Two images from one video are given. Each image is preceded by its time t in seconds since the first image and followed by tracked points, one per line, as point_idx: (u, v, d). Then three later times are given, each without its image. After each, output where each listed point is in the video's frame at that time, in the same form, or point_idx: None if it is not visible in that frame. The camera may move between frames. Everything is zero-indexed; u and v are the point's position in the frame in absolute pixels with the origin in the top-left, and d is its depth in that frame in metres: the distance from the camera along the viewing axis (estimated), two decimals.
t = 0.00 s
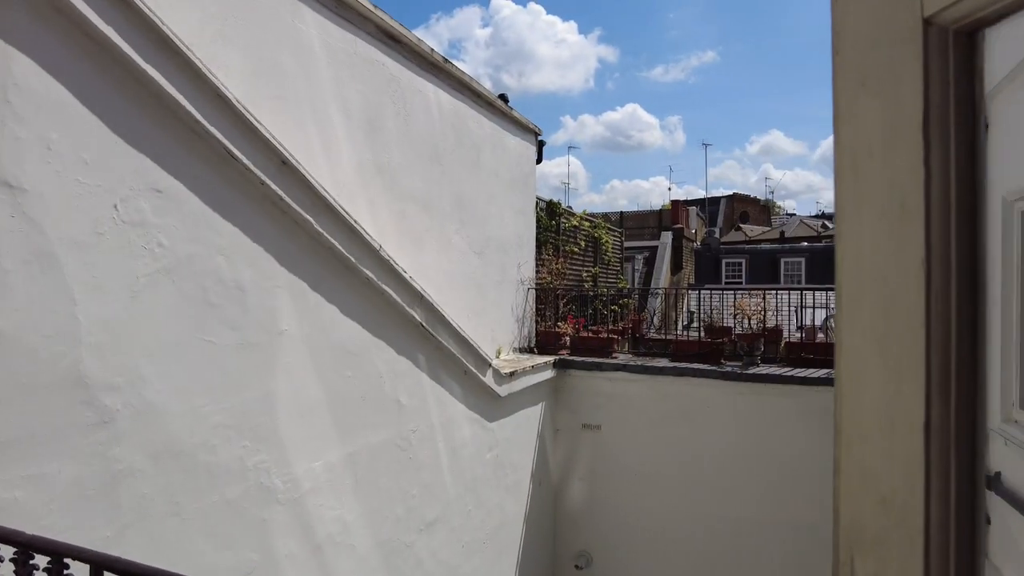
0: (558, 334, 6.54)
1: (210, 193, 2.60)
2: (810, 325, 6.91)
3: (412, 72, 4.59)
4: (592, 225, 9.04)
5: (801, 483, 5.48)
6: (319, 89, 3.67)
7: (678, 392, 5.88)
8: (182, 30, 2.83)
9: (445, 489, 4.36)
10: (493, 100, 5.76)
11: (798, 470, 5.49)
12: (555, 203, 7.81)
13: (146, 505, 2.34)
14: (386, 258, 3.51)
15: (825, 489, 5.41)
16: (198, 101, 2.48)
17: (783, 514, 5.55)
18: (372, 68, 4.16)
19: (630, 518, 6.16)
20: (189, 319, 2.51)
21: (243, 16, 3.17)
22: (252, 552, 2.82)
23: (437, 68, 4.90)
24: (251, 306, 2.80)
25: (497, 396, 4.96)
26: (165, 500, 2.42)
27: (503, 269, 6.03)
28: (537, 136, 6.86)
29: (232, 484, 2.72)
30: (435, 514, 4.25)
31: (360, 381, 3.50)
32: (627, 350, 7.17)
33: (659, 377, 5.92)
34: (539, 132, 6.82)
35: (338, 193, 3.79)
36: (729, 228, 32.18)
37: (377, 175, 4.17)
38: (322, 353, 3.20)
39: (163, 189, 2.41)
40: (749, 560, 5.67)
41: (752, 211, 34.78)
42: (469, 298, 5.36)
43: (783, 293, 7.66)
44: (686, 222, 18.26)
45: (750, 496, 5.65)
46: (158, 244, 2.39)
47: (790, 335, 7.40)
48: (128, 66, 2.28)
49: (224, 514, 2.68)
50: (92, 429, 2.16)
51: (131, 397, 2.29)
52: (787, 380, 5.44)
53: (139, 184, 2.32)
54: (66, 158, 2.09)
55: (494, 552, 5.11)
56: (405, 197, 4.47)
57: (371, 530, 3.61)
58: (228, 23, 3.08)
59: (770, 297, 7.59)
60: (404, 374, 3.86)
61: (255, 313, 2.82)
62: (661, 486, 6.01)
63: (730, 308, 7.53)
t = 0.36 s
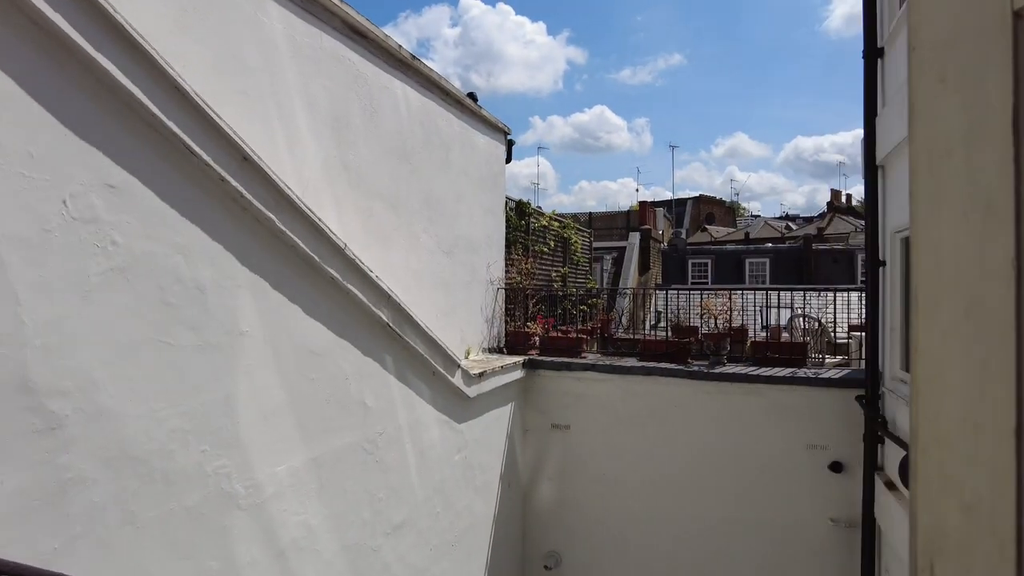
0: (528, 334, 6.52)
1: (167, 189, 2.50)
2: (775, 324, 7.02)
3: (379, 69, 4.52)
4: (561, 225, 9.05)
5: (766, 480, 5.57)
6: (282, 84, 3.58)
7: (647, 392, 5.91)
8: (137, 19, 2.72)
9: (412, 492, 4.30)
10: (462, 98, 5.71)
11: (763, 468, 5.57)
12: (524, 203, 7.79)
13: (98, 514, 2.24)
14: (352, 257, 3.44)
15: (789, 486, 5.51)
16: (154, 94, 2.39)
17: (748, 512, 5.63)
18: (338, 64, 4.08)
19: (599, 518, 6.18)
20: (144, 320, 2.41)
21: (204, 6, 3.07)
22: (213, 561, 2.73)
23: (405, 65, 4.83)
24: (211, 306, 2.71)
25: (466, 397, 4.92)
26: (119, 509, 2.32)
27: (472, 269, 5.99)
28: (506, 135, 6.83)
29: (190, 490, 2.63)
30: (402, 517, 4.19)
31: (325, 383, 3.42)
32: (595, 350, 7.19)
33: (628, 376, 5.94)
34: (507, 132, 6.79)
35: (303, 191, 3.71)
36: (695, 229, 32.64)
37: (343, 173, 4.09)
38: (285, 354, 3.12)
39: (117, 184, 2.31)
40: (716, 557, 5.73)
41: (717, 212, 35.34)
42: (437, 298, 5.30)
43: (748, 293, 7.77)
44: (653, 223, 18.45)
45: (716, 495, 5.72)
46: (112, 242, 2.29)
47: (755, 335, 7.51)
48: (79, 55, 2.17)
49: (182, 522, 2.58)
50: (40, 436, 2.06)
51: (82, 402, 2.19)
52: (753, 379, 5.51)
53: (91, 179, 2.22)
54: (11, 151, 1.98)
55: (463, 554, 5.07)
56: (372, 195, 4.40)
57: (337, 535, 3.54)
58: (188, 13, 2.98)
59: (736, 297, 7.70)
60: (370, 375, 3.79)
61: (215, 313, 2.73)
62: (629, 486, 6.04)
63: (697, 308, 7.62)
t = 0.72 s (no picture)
0: (514, 333, 6.49)
1: (149, 184, 2.44)
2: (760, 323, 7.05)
3: (364, 64, 4.46)
4: (547, 224, 9.03)
5: (752, 478, 5.59)
6: (267, 79, 3.52)
7: (633, 390, 5.91)
8: (116, 10, 2.65)
9: (399, 493, 4.25)
10: (448, 96, 5.66)
11: (749, 465, 5.60)
12: (511, 202, 7.75)
13: (77, 517, 2.18)
14: (338, 255, 3.39)
15: (775, 484, 5.53)
16: (134, 86, 2.32)
17: (735, 510, 5.65)
18: (323, 59, 4.02)
19: (585, 517, 6.16)
20: (124, 317, 2.35)
21: None
22: (197, 565, 2.67)
23: (391, 61, 4.78)
24: (193, 304, 2.64)
25: (453, 396, 4.88)
26: (99, 511, 2.26)
27: (458, 268, 5.95)
28: (492, 133, 6.80)
29: (173, 492, 2.56)
30: (389, 519, 4.14)
31: (310, 383, 3.37)
32: (582, 349, 7.18)
33: (614, 375, 5.93)
34: (494, 130, 6.76)
35: (288, 188, 3.65)
36: (679, 229, 32.82)
37: (328, 170, 4.03)
38: (270, 354, 3.07)
39: (96, 178, 2.25)
40: (702, 555, 5.75)
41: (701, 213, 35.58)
42: (424, 297, 5.26)
43: (734, 292, 7.81)
44: (638, 223, 18.51)
45: (703, 493, 5.73)
46: (90, 237, 2.23)
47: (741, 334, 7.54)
48: (54, 45, 2.10)
49: (165, 525, 2.52)
50: (16, 437, 1.99)
51: (59, 402, 2.13)
52: (739, 378, 5.52)
53: (69, 173, 2.15)
54: None
55: (450, 554, 5.02)
56: (358, 193, 4.35)
57: (323, 537, 3.48)
58: (169, 5, 2.91)
59: (722, 296, 7.72)
60: (356, 375, 3.74)
61: (198, 311, 2.67)
62: (616, 485, 6.03)
63: (682, 307, 7.63)
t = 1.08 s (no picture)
0: (514, 334, 6.51)
1: (153, 188, 2.46)
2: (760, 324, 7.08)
3: (365, 68, 4.48)
4: (546, 226, 9.05)
5: (751, 480, 5.62)
6: (268, 82, 3.54)
7: (632, 392, 5.93)
8: (119, 15, 2.67)
9: (400, 494, 4.27)
10: (448, 98, 5.68)
11: (748, 467, 5.62)
12: (510, 203, 7.77)
13: (82, 519, 2.20)
14: (340, 258, 3.41)
15: (774, 485, 5.56)
16: (138, 91, 2.34)
17: (733, 511, 5.68)
18: (324, 62, 4.04)
19: (585, 518, 6.18)
20: (129, 320, 2.37)
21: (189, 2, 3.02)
22: (201, 566, 2.69)
23: (391, 64, 4.80)
24: (197, 307, 2.67)
25: (453, 398, 4.90)
26: (105, 513, 2.28)
27: (458, 270, 5.97)
28: (492, 135, 6.82)
29: (177, 493, 2.59)
30: (390, 520, 4.16)
31: (312, 386, 3.39)
32: (581, 351, 7.20)
33: (614, 377, 5.95)
34: (494, 132, 6.78)
35: (290, 191, 3.67)
36: (678, 230, 32.86)
37: (329, 172, 4.05)
38: (272, 356, 3.09)
39: (101, 183, 2.27)
40: (701, 557, 5.77)
41: (700, 214, 35.63)
42: (424, 299, 5.28)
43: (733, 293, 7.83)
44: (637, 223, 18.55)
45: (702, 494, 5.76)
46: (96, 241, 2.24)
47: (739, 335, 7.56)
48: (60, 51, 2.12)
49: (168, 526, 2.54)
50: (23, 440, 2.01)
51: (65, 405, 2.15)
52: (738, 379, 5.55)
53: (74, 178, 2.17)
54: None
55: (450, 556, 5.05)
56: (359, 196, 4.37)
57: (325, 538, 3.50)
58: (172, 9, 2.92)
59: (721, 298, 7.75)
60: (357, 377, 3.76)
61: (201, 314, 2.68)
62: (616, 486, 6.06)
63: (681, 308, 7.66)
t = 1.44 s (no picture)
0: (515, 340, 6.57)
1: (160, 207, 2.53)
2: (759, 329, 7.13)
3: (367, 80, 4.56)
4: (547, 231, 9.12)
5: (749, 485, 5.67)
6: (271, 97, 3.62)
7: (631, 398, 6.00)
8: (126, 37, 2.74)
9: (401, 499, 4.34)
10: (449, 108, 5.75)
11: (746, 472, 5.68)
12: (511, 209, 7.83)
13: (92, 528, 2.27)
14: (342, 270, 3.48)
15: (771, 490, 5.62)
16: (146, 113, 2.41)
17: (731, 515, 5.73)
18: (326, 76, 4.11)
19: (585, 522, 6.25)
20: (137, 335, 2.44)
21: (194, 22, 3.09)
22: (206, 573, 2.76)
23: (393, 75, 4.87)
24: (202, 321, 2.74)
25: (454, 404, 4.97)
26: (114, 522, 2.36)
27: (459, 276, 6.03)
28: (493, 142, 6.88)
29: (184, 502, 2.66)
30: (392, 525, 4.23)
31: (314, 395, 3.46)
32: (582, 356, 7.26)
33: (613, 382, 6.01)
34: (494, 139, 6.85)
35: (293, 203, 3.74)
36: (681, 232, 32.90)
37: (331, 184, 4.12)
38: (276, 367, 3.16)
39: (110, 203, 2.34)
40: (700, 561, 5.82)
41: (702, 216, 35.65)
42: (425, 306, 5.34)
43: (732, 298, 7.88)
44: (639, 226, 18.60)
45: (701, 499, 5.82)
46: (105, 259, 2.32)
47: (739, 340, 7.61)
48: (71, 77, 2.19)
49: (175, 534, 2.62)
50: (35, 452, 2.08)
51: (76, 418, 2.22)
52: (736, 385, 5.60)
53: (85, 198, 2.24)
54: (6, 173, 2.00)
55: (451, 560, 5.11)
56: (361, 206, 4.44)
57: (327, 544, 3.57)
58: (177, 29, 3.00)
59: (720, 302, 7.80)
60: (358, 386, 3.83)
61: (206, 328, 2.76)
62: (615, 490, 6.12)
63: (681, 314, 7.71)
